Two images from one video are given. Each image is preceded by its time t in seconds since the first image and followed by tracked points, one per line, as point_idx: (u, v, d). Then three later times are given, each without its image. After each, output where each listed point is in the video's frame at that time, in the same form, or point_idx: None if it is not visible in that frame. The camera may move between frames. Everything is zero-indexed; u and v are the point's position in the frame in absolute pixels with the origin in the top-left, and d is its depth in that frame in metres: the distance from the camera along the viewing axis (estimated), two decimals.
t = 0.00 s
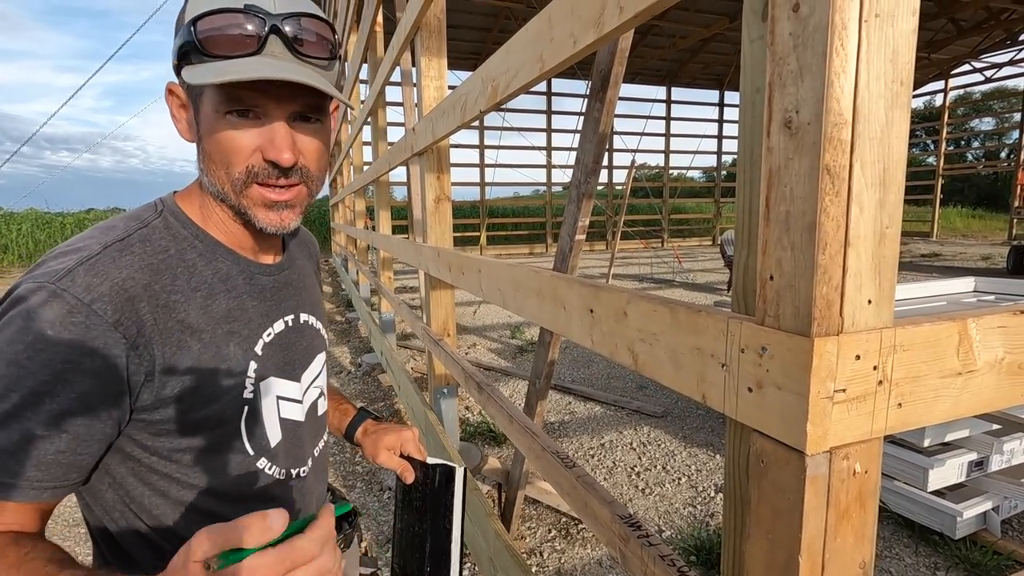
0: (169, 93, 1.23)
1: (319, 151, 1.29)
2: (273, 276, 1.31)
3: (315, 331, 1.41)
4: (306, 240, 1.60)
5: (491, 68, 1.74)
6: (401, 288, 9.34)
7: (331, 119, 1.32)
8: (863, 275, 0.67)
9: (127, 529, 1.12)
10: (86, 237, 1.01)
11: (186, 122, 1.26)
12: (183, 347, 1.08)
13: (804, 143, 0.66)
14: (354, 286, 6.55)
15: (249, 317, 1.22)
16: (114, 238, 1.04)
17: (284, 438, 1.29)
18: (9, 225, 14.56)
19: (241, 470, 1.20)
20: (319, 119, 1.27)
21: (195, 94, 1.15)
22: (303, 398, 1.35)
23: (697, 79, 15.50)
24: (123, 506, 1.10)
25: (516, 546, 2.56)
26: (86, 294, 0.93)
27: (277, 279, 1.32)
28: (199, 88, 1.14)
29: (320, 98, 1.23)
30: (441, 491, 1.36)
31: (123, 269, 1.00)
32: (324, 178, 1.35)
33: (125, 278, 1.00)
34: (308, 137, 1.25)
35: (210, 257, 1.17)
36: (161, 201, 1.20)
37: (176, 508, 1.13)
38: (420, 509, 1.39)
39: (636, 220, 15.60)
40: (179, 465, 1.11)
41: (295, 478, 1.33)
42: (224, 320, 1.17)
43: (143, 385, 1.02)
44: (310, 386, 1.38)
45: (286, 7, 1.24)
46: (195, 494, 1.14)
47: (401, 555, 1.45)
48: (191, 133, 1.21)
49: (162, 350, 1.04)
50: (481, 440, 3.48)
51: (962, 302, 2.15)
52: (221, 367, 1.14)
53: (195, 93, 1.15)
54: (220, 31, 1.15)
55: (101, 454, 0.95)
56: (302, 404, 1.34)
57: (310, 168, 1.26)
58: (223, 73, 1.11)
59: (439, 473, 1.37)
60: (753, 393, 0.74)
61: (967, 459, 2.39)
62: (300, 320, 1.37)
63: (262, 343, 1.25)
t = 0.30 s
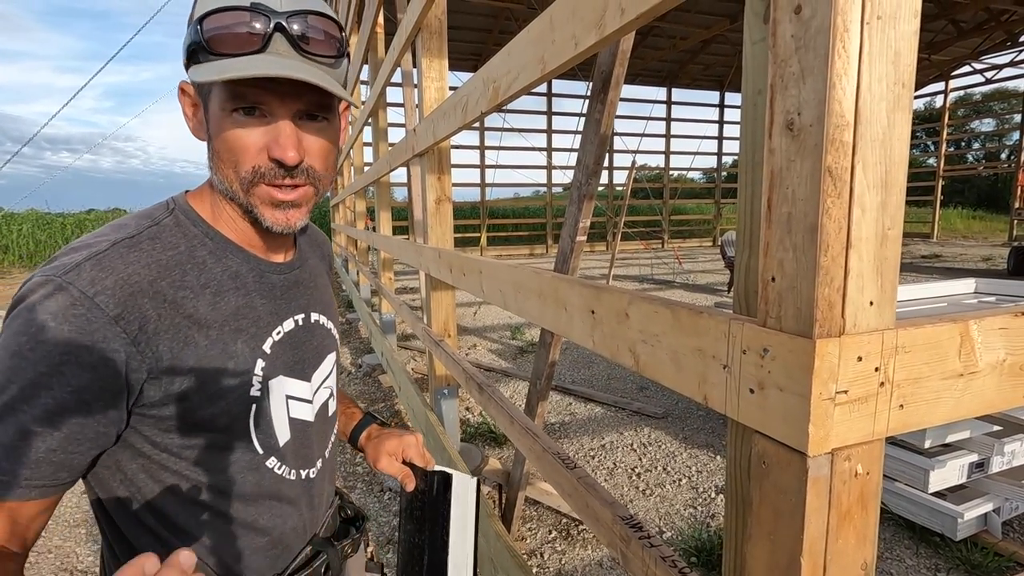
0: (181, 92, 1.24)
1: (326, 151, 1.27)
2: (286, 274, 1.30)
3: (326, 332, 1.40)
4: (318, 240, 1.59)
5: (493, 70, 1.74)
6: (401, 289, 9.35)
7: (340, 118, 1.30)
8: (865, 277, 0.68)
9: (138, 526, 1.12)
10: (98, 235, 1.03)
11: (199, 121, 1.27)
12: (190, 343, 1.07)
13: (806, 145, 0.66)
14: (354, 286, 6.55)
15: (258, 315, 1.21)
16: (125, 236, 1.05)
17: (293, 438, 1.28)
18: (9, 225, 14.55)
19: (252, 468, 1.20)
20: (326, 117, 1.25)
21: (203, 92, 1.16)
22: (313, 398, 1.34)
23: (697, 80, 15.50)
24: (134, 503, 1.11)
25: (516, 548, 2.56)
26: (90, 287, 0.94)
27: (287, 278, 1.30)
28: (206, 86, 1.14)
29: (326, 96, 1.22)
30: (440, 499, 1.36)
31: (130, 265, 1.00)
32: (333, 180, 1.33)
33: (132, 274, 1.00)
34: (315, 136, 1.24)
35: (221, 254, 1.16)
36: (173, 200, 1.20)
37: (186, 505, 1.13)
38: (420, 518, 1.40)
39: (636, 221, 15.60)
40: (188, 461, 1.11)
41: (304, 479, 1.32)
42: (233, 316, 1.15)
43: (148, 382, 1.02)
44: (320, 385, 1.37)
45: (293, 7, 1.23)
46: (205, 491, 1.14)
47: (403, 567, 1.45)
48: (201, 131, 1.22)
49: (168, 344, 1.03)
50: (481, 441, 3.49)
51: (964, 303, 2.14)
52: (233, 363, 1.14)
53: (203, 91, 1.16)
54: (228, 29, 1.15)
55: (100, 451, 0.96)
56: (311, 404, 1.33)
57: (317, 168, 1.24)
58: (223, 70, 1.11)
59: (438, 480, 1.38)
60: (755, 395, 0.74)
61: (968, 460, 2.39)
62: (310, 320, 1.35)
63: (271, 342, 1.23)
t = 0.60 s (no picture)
0: (193, 87, 1.24)
1: (340, 147, 1.27)
2: (299, 273, 1.29)
3: (339, 334, 1.39)
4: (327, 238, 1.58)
5: (493, 70, 1.74)
6: (401, 290, 9.36)
7: (353, 113, 1.30)
8: (867, 277, 0.68)
9: (149, 532, 1.11)
10: (107, 234, 1.02)
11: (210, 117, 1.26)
12: (204, 345, 1.06)
13: (807, 146, 0.66)
14: (354, 287, 6.55)
15: (272, 317, 1.20)
16: (135, 234, 1.04)
17: (306, 442, 1.28)
18: (8, 226, 14.55)
19: (265, 472, 1.20)
20: (339, 112, 1.24)
21: (214, 87, 1.15)
22: (325, 400, 1.34)
23: (697, 81, 15.51)
24: (145, 509, 1.10)
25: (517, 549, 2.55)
26: (103, 289, 0.93)
27: (300, 278, 1.30)
28: (217, 80, 1.14)
29: (339, 90, 1.21)
30: (451, 510, 1.38)
31: (141, 265, 1.00)
32: (347, 176, 1.32)
33: (144, 274, 0.99)
34: (328, 131, 1.23)
35: (234, 254, 1.16)
36: (183, 198, 1.19)
37: (200, 509, 1.13)
38: (430, 527, 1.42)
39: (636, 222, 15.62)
40: (202, 465, 1.11)
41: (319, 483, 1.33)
42: (247, 318, 1.15)
43: (162, 386, 1.02)
44: (333, 387, 1.37)
45: None
46: (216, 496, 1.14)
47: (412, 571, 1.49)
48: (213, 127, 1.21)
49: (183, 347, 1.03)
50: (482, 441, 3.50)
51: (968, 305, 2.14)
52: (247, 365, 1.13)
53: (214, 87, 1.15)
54: (240, 20, 1.14)
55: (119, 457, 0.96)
56: (324, 407, 1.33)
57: (331, 164, 1.24)
58: (237, 63, 1.10)
59: (450, 492, 1.40)
60: (756, 396, 0.74)
61: (968, 461, 2.38)
62: (323, 321, 1.34)
63: (285, 343, 1.22)
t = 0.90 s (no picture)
0: (200, 86, 1.22)
1: (352, 147, 1.27)
2: (306, 275, 1.29)
3: (346, 335, 1.40)
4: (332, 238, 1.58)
5: (493, 72, 1.75)
6: (401, 291, 9.36)
7: (364, 112, 1.29)
8: (867, 278, 0.68)
9: (164, 539, 1.11)
10: (119, 238, 1.00)
11: (216, 116, 1.26)
12: (219, 349, 1.06)
13: (808, 148, 0.66)
14: (353, 288, 6.56)
15: (283, 319, 1.21)
16: (147, 238, 1.03)
17: (319, 445, 1.30)
18: (9, 227, 14.54)
19: (278, 476, 1.19)
20: (353, 112, 1.24)
21: (227, 87, 1.14)
22: (336, 402, 1.35)
23: (698, 82, 15.52)
24: (158, 516, 1.09)
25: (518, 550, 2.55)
26: (120, 295, 0.92)
27: (309, 279, 1.30)
28: (230, 81, 1.12)
29: (354, 90, 1.21)
30: (462, 507, 1.39)
31: (156, 270, 0.99)
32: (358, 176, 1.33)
33: (159, 279, 0.99)
34: (343, 131, 1.23)
35: (244, 257, 1.16)
36: (190, 199, 1.19)
37: (214, 515, 1.12)
38: (441, 524, 1.42)
39: (636, 223, 15.62)
40: (218, 471, 1.10)
41: (330, 487, 1.34)
42: (259, 321, 1.15)
43: (180, 390, 1.00)
44: (342, 389, 1.38)
45: None
46: (230, 502, 1.13)
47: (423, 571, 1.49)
48: (223, 127, 1.21)
49: (199, 351, 1.03)
50: (482, 442, 3.50)
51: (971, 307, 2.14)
52: (261, 368, 1.14)
53: (226, 87, 1.14)
54: (256, 19, 1.14)
55: (140, 465, 0.94)
56: (334, 408, 1.34)
57: (344, 165, 1.24)
58: (257, 65, 1.09)
59: (459, 488, 1.41)
60: (757, 396, 0.74)
61: (969, 462, 2.38)
62: (332, 322, 1.35)
63: (297, 346, 1.23)
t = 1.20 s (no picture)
0: (208, 86, 1.22)
1: (362, 150, 1.27)
2: (311, 276, 1.29)
3: (349, 335, 1.40)
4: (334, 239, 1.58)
5: (494, 73, 1.75)
6: (401, 291, 9.37)
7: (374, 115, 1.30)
8: (867, 280, 0.68)
9: (172, 541, 1.11)
10: (127, 240, 1.00)
11: (223, 116, 1.26)
12: (226, 351, 1.06)
13: (808, 149, 0.66)
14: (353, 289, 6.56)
15: (289, 320, 1.21)
16: (156, 239, 1.03)
17: (323, 446, 1.30)
18: (8, 228, 14.54)
19: (284, 478, 1.20)
20: (365, 116, 1.25)
21: (240, 89, 1.14)
22: (339, 403, 1.35)
23: (698, 83, 15.53)
24: (166, 517, 1.10)
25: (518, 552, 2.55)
26: (128, 297, 0.92)
27: (314, 280, 1.30)
28: (244, 83, 1.12)
29: (368, 94, 1.21)
30: (468, 505, 1.41)
31: (163, 272, 0.99)
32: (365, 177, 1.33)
33: (166, 281, 0.99)
34: (355, 135, 1.24)
35: (250, 259, 1.16)
36: (196, 200, 1.19)
37: (221, 517, 1.13)
38: (448, 523, 1.44)
39: (636, 224, 15.62)
40: (225, 474, 1.11)
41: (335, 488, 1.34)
42: (265, 323, 1.15)
43: (186, 393, 1.01)
44: (345, 390, 1.38)
45: None
46: (237, 504, 1.13)
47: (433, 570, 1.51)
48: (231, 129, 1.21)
49: (206, 353, 1.03)
50: (482, 443, 3.50)
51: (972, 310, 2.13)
52: (268, 369, 1.14)
53: (238, 89, 1.14)
54: (273, 22, 1.13)
55: (146, 467, 0.94)
56: (338, 409, 1.34)
57: (355, 168, 1.25)
58: (277, 70, 1.09)
59: (465, 486, 1.42)
60: (757, 397, 0.74)
61: (968, 464, 2.37)
62: (336, 324, 1.35)
63: (302, 347, 1.23)
